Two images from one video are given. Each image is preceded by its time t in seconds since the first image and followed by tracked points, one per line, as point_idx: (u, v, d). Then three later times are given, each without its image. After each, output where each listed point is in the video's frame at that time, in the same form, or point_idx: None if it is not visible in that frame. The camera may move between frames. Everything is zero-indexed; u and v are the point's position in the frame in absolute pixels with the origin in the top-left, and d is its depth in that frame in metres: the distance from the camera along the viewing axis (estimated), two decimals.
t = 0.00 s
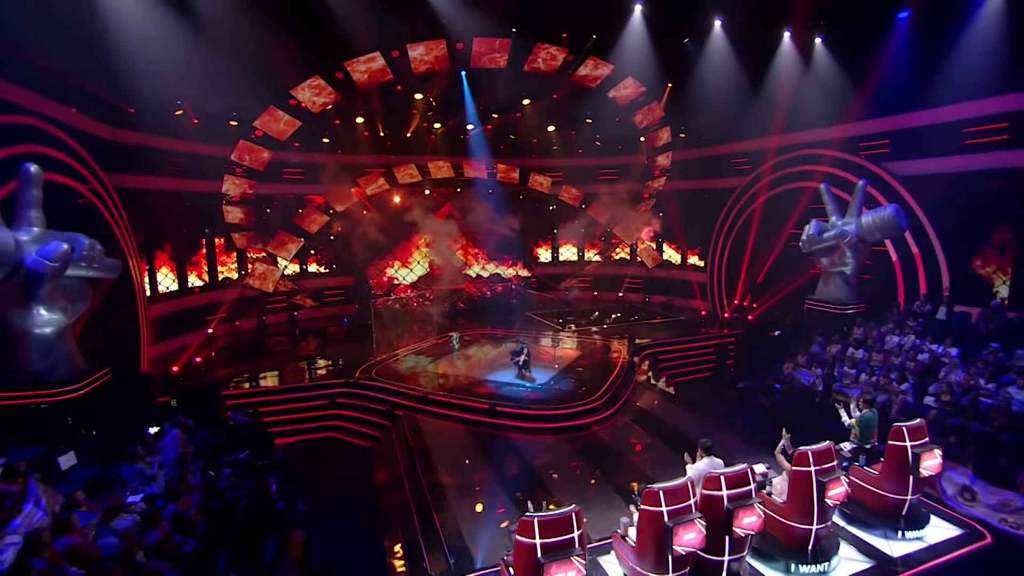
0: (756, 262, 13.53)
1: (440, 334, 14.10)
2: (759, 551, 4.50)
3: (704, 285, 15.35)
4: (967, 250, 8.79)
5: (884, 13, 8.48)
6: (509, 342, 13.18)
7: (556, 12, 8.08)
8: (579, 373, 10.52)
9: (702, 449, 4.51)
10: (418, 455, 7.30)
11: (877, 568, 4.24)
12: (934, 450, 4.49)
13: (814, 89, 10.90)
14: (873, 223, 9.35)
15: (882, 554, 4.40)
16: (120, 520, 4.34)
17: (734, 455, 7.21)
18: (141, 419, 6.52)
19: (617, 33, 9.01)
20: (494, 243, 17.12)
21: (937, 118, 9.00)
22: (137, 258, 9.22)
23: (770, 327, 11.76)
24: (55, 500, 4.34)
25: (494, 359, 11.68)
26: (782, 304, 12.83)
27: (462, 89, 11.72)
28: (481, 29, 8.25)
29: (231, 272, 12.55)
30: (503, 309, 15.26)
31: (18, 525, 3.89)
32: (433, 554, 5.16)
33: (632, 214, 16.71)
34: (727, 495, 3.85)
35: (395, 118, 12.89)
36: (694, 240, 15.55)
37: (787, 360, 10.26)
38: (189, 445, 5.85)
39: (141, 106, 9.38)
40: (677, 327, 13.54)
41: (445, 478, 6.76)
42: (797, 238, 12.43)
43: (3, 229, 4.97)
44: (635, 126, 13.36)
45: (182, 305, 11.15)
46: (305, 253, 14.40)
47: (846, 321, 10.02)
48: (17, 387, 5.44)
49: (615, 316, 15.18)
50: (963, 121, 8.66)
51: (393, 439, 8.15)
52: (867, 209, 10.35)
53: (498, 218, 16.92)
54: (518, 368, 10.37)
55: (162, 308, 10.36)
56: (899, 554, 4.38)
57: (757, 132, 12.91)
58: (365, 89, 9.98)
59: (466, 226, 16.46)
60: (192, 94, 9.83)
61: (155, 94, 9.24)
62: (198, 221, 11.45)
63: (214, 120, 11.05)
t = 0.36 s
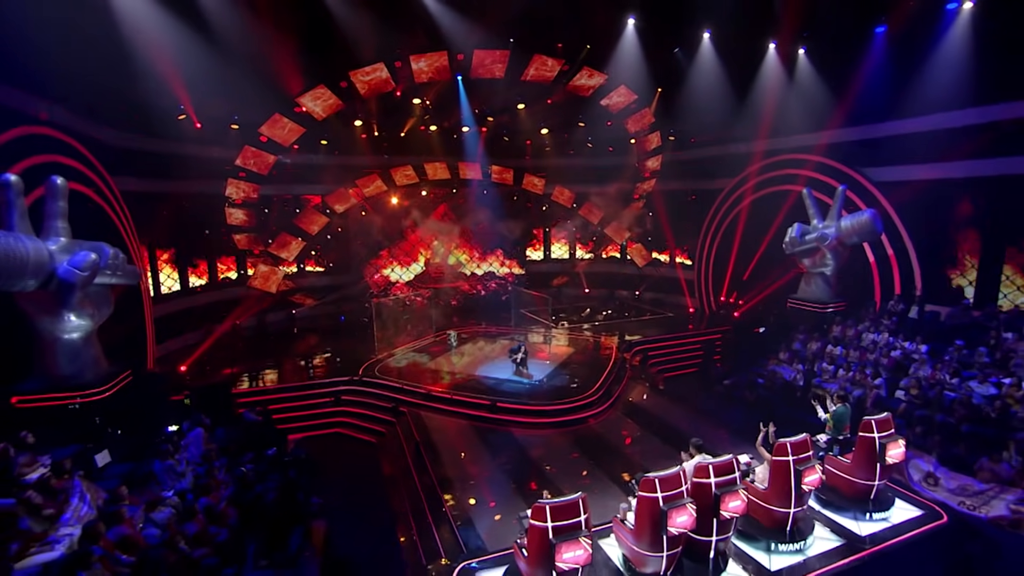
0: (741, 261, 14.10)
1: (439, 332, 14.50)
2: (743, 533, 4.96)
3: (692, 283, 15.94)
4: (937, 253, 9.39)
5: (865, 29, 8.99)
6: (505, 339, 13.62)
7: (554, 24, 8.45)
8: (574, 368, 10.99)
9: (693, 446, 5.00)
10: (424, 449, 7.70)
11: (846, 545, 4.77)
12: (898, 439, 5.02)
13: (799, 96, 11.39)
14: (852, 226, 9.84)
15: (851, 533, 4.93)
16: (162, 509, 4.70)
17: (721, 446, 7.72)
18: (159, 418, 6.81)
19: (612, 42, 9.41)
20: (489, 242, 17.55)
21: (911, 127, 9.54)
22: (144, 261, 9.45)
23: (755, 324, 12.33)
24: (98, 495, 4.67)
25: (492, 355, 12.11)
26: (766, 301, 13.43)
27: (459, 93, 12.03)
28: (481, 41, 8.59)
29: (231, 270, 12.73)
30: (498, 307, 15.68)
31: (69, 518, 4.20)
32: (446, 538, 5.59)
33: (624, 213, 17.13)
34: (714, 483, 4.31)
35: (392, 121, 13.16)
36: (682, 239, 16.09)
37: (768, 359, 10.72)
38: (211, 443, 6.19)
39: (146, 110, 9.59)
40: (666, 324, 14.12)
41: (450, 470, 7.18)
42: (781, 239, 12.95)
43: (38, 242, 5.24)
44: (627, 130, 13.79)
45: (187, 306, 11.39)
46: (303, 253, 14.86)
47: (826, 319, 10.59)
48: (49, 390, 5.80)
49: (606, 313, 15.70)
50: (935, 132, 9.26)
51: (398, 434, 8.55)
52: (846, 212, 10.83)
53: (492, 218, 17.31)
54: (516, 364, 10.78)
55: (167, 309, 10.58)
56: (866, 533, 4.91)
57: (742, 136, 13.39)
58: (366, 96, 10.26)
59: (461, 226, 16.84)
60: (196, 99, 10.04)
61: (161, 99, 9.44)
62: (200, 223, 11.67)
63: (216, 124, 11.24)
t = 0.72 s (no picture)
0: (730, 260, 14.56)
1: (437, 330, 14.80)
2: (734, 519, 5.33)
3: (681, 281, 16.44)
4: (916, 255, 9.89)
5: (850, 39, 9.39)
6: (502, 336, 13.96)
7: (553, 34, 8.76)
8: (570, 365, 11.38)
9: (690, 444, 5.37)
10: (430, 445, 8.03)
11: (828, 529, 5.21)
12: (875, 432, 5.48)
13: (788, 101, 11.79)
14: (836, 229, 10.33)
15: (832, 518, 5.36)
16: (191, 503, 5.01)
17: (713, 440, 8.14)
18: (175, 418, 7.05)
19: (609, 54, 9.77)
20: (484, 241, 17.83)
21: (892, 135, 10.01)
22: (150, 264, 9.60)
23: (743, 321, 12.80)
24: (131, 493, 4.94)
25: (490, 353, 12.42)
26: (753, 299, 13.94)
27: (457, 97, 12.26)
28: (483, 51, 8.87)
29: (230, 269, 12.75)
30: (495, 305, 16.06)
31: (111, 511, 4.54)
32: (458, 529, 5.96)
33: (617, 212, 17.56)
34: (708, 473, 4.74)
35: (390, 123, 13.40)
36: (673, 238, 16.55)
37: (758, 353, 11.38)
38: (230, 442, 6.45)
39: (149, 114, 9.70)
40: (657, 321, 14.58)
41: (457, 464, 7.52)
42: (768, 239, 13.39)
43: (66, 252, 5.50)
44: (620, 133, 14.13)
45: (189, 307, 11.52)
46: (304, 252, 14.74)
47: (811, 317, 11.06)
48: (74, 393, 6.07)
49: (599, 310, 16.12)
50: (913, 140, 9.73)
51: (403, 432, 8.86)
52: (831, 215, 11.29)
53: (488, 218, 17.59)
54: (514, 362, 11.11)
55: (172, 310, 10.74)
56: (846, 518, 5.35)
57: (732, 139, 13.81)
58: (369, 101, 10.51)
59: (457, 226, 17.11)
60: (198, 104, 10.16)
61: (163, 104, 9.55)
62: (204, 224, 11.84)
63: (217, 127, 11.37)
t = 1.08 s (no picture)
0: (722, 260, 14.95)
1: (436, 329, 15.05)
2: (729, 510, 5.66)
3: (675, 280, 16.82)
4: (901, 257, 10.34)
5: (837, 49, 9.76)
6: (501, 335, 14.26)
7: (554, 44, 9.06)
8: (569, 363, 11.70)
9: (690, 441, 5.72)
10: (438, 442, 8.33)
11: (816, 518, 5.56)
12: (861, 428, 5.88)
13: (781, 107, 12.16)
14: (824, 232, 10.70)
15: (819, 507, 5.72)
16: (216, 500, 5.24)
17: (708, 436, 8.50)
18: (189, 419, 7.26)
19: (607, 63, 10.11)
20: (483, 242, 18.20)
21: (878, 142, 10.42)
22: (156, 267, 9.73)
23: (735, 320, 13.18)
24: (159, 492, 5.17)
25: (491, 352, 12.71)
26: (745, 298, 14.32)
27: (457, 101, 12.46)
28: (486, 59, 9.15)
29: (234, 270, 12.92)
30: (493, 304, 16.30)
31: (145, 508, 4.77)
32: (469, 521, 6.28)
33: (612, 211, 18.07)
34: (706, 467, 5.09)
35: (389, 127, 13.62)
36: (667, 238, 16.90)
37: (752, 351, 11.79)
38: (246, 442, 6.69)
39: (154, 118, 9.80)
40: (652, 319, 14.97)
41: (464, 459, 7.81)
42: (760, 240, 13.77)
43: (89, 260, 5.69)
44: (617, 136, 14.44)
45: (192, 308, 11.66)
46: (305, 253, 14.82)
47: (800, 317, 11.47)
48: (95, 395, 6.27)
49: (594, 309, 16.42)
50: (898, 147, 10.12)
51: (410, 430, 9.15)
52: (820, 218, 11.72)
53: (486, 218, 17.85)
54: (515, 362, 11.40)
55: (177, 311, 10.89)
56: (832, 507, 5.70)
57: (726, 142, 14.16)
58: (373, 108, 10.73)
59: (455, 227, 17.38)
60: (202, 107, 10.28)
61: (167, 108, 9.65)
62: (210, 225, 12.00)
63: (220, 130, 11.49)
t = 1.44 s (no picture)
0: (717, 260, 15.25)
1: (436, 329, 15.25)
2: (727, 504, 5.90)
3: (670, 279, 17.14)
4: (890, 259, 10.68)
5: (829, 57, 10.04)
6: (501, 334, 14.48)
7: (555, 51, 9.29)
8: (568, 362, 11.95)
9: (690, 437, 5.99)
10: (443, 440, 8.55)
11: (809, 510, 5.81)
12: (851, 425, 6.17)
13: (775, 111, 12.46)
14: (817, 235, 10.97)
15: (812, 500, 5.97)
16: (234, 497, 5.42)
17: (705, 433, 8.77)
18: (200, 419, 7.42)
19: (605, 69, 10.36)
20: (481, 242, 18.37)
21: (868, 146, 10.74)
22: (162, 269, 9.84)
23: (729, 319, 13.50)
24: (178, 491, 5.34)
25: (492, 352, 12.91)
26: (739, 298, 14.63)
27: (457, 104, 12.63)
28: (488, 65, 9.39)
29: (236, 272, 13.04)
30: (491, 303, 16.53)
31: (169, 507, 4.99)
32: (476, 516, 6.52)
33: (609, 212, 18.30)
34: (706, 463, 5.36)
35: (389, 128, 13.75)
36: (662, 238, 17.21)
37: (746, 350, 12.09)
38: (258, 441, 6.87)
39: (159, 121, 9.90)
40: (648, 318, 15.26)
41: (469, 455, 8.03)
42: (754, 241, 14.08)
43: (107, 265, 5.83)
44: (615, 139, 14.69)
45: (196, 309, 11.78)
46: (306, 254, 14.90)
47: (793, 317, 11.79)
48: (109, 397, 6.42)
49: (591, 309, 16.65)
50: (887, 151, 10.44)
51: (415, 428, 9.36)
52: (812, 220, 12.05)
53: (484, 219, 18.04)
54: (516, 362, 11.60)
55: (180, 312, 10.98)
56: (825, 500, 5.95)
57: (722, 144, 14.44)
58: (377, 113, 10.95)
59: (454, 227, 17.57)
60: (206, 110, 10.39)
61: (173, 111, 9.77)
62: (213, 226, 12.11)
63: (223, 132, 11.60)
